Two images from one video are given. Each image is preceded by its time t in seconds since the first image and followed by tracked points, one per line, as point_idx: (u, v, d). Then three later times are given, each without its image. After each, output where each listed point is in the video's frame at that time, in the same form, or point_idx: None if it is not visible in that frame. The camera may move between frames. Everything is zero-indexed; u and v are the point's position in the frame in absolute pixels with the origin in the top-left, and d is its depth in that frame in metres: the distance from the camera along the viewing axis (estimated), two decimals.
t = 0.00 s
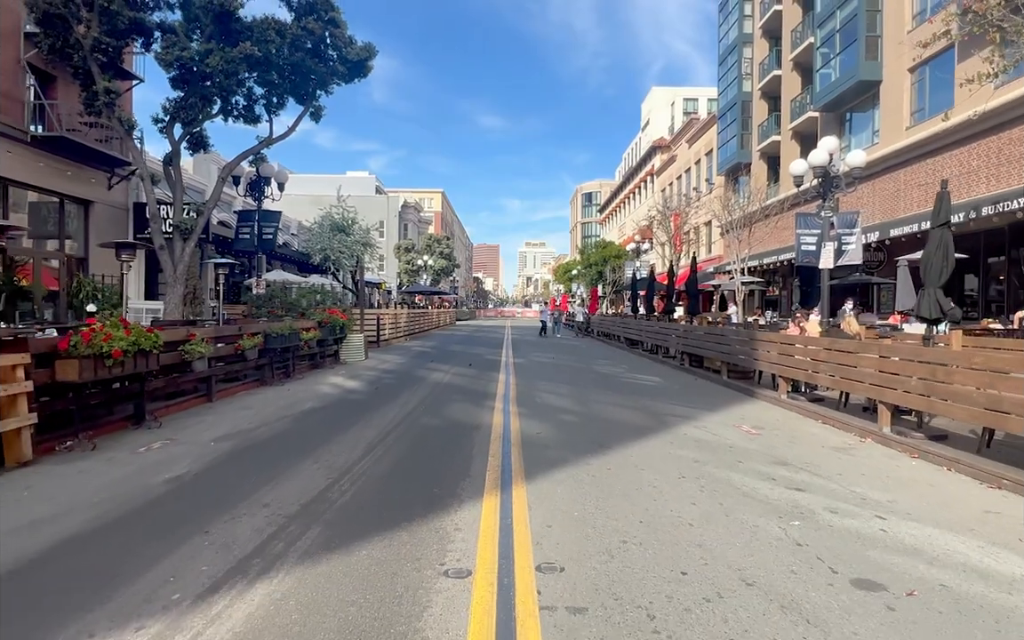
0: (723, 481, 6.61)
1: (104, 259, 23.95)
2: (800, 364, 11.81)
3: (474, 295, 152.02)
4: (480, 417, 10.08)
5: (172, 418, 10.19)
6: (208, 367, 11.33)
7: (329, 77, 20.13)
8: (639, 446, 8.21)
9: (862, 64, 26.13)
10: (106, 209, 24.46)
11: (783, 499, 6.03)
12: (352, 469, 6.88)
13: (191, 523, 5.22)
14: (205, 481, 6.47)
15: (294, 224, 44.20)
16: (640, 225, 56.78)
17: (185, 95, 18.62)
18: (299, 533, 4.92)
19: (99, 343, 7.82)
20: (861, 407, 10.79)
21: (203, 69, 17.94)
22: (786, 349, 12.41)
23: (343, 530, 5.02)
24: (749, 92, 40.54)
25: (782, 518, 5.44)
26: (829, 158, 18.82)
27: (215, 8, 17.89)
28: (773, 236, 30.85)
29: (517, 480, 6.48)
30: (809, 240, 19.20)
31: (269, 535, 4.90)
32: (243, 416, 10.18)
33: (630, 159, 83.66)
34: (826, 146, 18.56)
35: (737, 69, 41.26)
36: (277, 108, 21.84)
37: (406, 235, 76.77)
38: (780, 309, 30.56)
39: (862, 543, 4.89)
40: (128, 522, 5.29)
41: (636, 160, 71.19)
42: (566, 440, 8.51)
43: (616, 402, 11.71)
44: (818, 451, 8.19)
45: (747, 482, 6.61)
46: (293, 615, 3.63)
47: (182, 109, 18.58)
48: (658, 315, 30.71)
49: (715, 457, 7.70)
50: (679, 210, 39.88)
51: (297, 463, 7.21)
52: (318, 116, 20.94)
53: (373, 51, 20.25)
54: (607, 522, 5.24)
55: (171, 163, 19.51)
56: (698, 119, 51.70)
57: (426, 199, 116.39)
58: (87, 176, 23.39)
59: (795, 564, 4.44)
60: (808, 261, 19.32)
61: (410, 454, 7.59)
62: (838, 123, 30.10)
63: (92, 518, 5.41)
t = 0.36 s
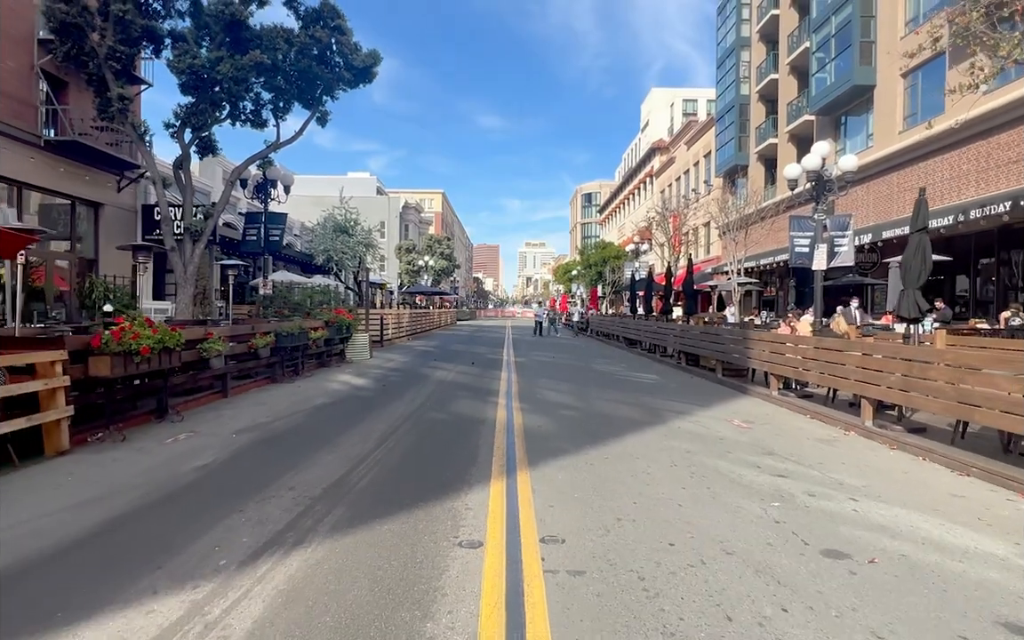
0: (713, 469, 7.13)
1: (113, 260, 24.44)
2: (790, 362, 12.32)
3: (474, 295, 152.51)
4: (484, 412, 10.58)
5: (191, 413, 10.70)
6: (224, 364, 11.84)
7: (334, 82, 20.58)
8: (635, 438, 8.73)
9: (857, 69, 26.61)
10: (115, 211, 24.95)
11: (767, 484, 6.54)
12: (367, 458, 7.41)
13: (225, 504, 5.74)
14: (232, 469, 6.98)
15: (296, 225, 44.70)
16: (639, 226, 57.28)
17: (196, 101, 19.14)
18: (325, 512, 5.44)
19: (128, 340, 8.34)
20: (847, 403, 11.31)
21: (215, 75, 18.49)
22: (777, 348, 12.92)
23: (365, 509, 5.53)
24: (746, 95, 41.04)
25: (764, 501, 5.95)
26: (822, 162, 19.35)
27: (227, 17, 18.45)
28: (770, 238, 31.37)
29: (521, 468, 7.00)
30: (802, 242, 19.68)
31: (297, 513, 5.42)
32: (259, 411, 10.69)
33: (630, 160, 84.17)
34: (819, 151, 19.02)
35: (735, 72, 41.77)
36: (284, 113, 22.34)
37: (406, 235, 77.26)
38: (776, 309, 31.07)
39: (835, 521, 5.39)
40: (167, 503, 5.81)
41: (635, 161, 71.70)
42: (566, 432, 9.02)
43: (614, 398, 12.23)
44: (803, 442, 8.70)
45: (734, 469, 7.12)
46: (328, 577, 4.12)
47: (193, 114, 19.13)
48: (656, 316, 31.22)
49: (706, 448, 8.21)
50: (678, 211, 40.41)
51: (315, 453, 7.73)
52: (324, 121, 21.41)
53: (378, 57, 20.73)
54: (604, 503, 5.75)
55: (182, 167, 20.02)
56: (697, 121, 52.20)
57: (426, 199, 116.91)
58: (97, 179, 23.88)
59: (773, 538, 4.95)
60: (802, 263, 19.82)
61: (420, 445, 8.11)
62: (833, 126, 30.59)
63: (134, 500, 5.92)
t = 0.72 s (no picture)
0: (700, 459, 7.67)
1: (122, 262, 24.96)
2: (779, 361, 12.87)
3: (473, 295, 153.06)
4: (487, 408, 11.13)
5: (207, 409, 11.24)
6: (238, 362, 12.38)
7: (339, 88, 21.06)
8: (628, 432, 9.27)
9: (850, 75, 27.11)
10: (124, 214, 25.46)
11: (749, 471, 7.07)
12: (378, 449, 7.95)
13: (252, 488, 6.28)
14: (254, 458, 7.51)
15: (298, 226, 45.23)
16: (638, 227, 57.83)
17: (205, 107, 19.66)
18: (344, 495, 5.99)
19: (152, 339, 8.89)
20: (833, 400, 11.86)
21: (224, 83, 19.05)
22: (767, 347, 13.47)
23: (381, 492, 6.09)
24: (743, 98, 41.57)
25: (745, 486, 6.49)
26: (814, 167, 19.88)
27: (236, 27, 19.04)
28: (766, 239, 31.90)
29: (522, 457, 7.55)
30: (795, 245, 20.20)
31: (319, 496, 5.96)
32: (272, 407, 11.24)
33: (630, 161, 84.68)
34: (811, 157, 19.51)
35: (732, 76, 42.26)
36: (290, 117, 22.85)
37: (406, 236, 77.79)
38: (771, 310, 31.62)
39: (808, 503, 5.93)
40: (198, 487, 6.34)
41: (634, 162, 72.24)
42: (565, 426, 9.57)
43: (611, 395, 12.77)
44: (786, 435, 9.25)
45: (720, 460, 7.64)
46: (352, 548, 4.65)
47: (203, 120, 19.68)
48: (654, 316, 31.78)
49: (695, 440, 8.76)
50: (676, 213, 40.95)
51: (329, 444, 8.28)
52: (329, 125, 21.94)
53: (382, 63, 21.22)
54: (597, 487, 6.31)
55: (191, 171, 20.57)
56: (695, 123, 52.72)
57: (426, 200, 117.43)
58: (106, 182, 24.38)
59: (749, 516, 5.49)
60: (795, 265, 20.34)
61: (426, 437, 8.66)
62: (828, 130, 31.10)
63: (168, 484, 6.45)
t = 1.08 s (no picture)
0: (690, 450, 8.15)
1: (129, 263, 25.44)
2: (770, 359, 13.34)
3: (473, 295, 153.55)
4: (489, 404, 11.61)
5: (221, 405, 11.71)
6: (249, 361, 12.86)
7: (343, 92, 21.54)
8: (623, 426, 9.75)
9: (845, 79, 27.58)
10: (131, 215, 25.93)
11: (735, 461, 7.56)
12: (387, 441, 8.44)
13: (272, 475, 6.77)
14: (271, 450, 7.98)
15: (301, 227, 45.70)
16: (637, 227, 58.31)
17: (213, 112, 20.13)
18: (358, 481, 6.47)
19: (172, 338, 9.38)
20: (821, 396, 12.34)
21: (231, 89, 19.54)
22: (759, 346, 13.95)
23: (392, 479, 6.58)
24: (741, 100, 42.04)
25: (730, 474, 6.97)
26: (807, 170, 20.32)
27: (244, 34, 19.64)
28: (762, 241, 32.39)
29: (523, 448, 8.04)
30: (788, 246, 20.66)
31: (335, 482, 6.45)
32: (282, 403, 11.72)
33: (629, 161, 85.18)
34: (805, 160, 19.94)
35: (730, 78, 42.75)
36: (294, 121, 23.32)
37: (407, 236, 78.26)
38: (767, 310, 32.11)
39: (788, 489, 6.39)
40: (221, 474, 6.82)
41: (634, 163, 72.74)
42: (563, 420, 10.06)
43: (608, 392, 13.25)
44: (774, 430, 9.73)
45: (709, 451, 8.11)
46: (368, 525, 5.14)
47: (211, 125, 20.15)
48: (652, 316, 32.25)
49: (686, 434, 9.24)
50: (674, 214, 41.44)
51: (340, 437, 8.76)
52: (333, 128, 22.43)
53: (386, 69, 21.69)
54: (593, 475, 6.79)
55: (199, 175, 21.05)
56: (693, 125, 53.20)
57: (426, 200, 117.81)
58: (114, 185, 24.83)
59: (731, 500, 5.98)
60: (789, 266, 20.81)
61: (432, 430, 9.15)
62: (823, 133, 31.57)
63: (193, 472, 6.93)
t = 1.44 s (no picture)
0: (680, 443, 8.66)
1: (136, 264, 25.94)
2: (760, 358, 13.86)
3: (473, 295, 154.11)
4: (489, 400, 12.12)
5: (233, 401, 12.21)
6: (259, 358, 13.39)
7: (347, 97, 22.05)
8: (618, 421, 10.26)
9: (839, 83, 28.10)
10: (138, 217, 26.42)
11: (721, 452, 8.07)
12: (394, 433, 8.96)
13: (289, 464, 7.28)
14: (286, 442, 8.48)
15: (303, 228, 46.22)
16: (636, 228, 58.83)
17: (221, 117, 20.62)
18: (370, 469, 6.99)
19: (190, 336, 9.92)
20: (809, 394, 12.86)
21: (239, 95, 20.06)
22: (750, 345, 14.47)
23: (402, 467, 7.10)
24: (738, 103, 42.57)
25: (716, 463, 7.49)
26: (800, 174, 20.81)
27: (252, 41, 20.19)
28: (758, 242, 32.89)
29: (523, 440, 8.56)
30: (782, 248, 21.16)
31: (348, 469, 6.96)
32: (292, 400, 12.23)
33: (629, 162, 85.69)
34: (798, 164, 20.42)
35: (727, 81, 43.28)
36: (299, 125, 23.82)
37: (407, 237, 78.80)
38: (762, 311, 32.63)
39: (768, 477, 6.90)
40: (241, 463, 7.33)
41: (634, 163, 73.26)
42: (560, 415, 10.57)
43: (604, 390, 13.75)
44: (761, 424, 10.25)
45: (697, 443, 8.62)
46: (382, 505, 5.66)
47: (218, 129, 20.63)
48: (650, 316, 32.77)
49: (677, 428, 9.75)
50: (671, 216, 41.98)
51: (349, 430, 9.27)
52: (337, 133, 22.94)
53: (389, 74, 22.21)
54: (588, 464, 7.31)
55: (206, 178, 21.55)
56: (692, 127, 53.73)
57: (426, 201, 118.21)
58: (121, 187, 25.32)
59: (715, 486, 6.49)
60: (782, 267, 21.32)
61: (436, 424, 9.66)
62: (818, 136, 32.07)
63: (215, 461, 7.43)
